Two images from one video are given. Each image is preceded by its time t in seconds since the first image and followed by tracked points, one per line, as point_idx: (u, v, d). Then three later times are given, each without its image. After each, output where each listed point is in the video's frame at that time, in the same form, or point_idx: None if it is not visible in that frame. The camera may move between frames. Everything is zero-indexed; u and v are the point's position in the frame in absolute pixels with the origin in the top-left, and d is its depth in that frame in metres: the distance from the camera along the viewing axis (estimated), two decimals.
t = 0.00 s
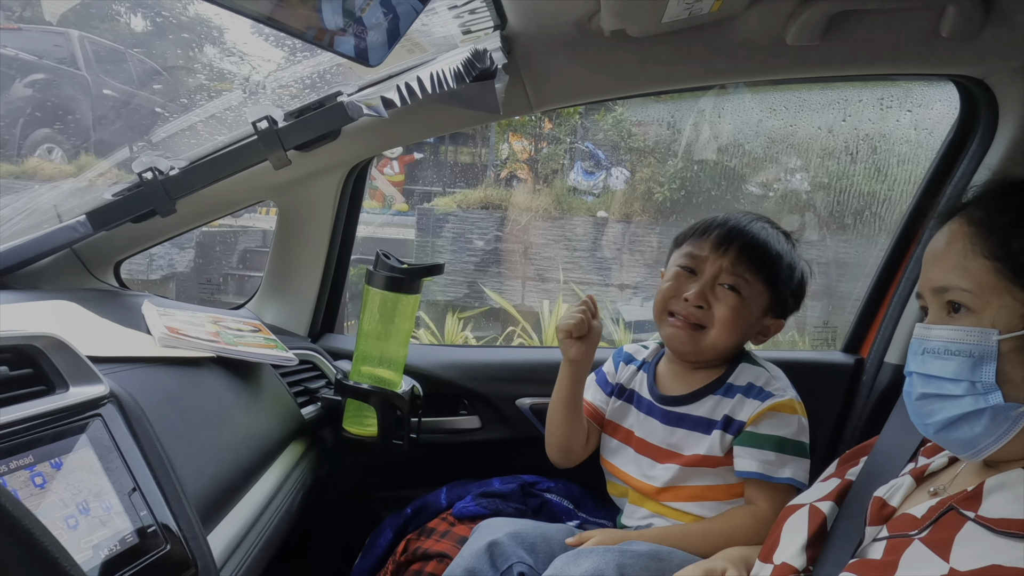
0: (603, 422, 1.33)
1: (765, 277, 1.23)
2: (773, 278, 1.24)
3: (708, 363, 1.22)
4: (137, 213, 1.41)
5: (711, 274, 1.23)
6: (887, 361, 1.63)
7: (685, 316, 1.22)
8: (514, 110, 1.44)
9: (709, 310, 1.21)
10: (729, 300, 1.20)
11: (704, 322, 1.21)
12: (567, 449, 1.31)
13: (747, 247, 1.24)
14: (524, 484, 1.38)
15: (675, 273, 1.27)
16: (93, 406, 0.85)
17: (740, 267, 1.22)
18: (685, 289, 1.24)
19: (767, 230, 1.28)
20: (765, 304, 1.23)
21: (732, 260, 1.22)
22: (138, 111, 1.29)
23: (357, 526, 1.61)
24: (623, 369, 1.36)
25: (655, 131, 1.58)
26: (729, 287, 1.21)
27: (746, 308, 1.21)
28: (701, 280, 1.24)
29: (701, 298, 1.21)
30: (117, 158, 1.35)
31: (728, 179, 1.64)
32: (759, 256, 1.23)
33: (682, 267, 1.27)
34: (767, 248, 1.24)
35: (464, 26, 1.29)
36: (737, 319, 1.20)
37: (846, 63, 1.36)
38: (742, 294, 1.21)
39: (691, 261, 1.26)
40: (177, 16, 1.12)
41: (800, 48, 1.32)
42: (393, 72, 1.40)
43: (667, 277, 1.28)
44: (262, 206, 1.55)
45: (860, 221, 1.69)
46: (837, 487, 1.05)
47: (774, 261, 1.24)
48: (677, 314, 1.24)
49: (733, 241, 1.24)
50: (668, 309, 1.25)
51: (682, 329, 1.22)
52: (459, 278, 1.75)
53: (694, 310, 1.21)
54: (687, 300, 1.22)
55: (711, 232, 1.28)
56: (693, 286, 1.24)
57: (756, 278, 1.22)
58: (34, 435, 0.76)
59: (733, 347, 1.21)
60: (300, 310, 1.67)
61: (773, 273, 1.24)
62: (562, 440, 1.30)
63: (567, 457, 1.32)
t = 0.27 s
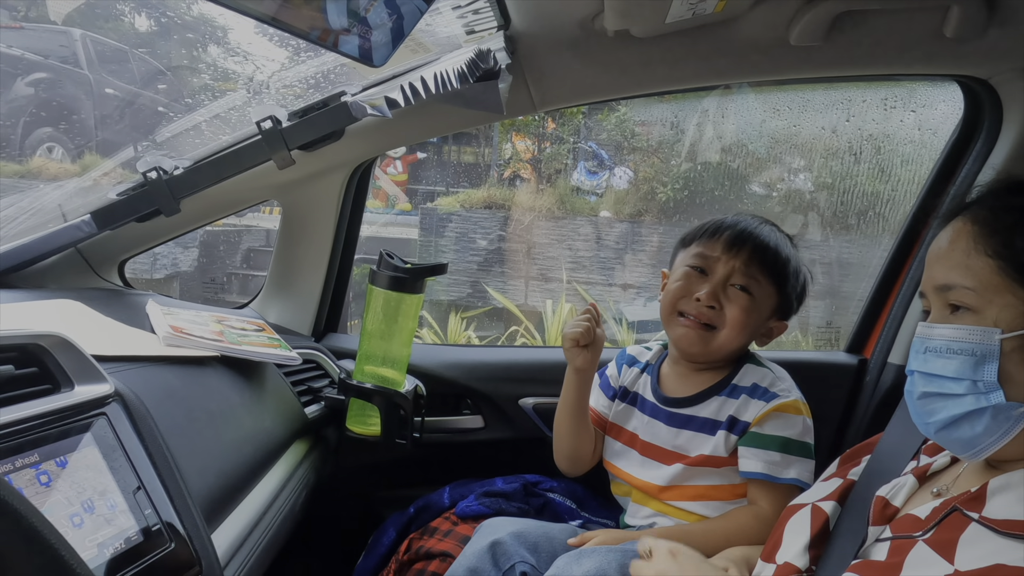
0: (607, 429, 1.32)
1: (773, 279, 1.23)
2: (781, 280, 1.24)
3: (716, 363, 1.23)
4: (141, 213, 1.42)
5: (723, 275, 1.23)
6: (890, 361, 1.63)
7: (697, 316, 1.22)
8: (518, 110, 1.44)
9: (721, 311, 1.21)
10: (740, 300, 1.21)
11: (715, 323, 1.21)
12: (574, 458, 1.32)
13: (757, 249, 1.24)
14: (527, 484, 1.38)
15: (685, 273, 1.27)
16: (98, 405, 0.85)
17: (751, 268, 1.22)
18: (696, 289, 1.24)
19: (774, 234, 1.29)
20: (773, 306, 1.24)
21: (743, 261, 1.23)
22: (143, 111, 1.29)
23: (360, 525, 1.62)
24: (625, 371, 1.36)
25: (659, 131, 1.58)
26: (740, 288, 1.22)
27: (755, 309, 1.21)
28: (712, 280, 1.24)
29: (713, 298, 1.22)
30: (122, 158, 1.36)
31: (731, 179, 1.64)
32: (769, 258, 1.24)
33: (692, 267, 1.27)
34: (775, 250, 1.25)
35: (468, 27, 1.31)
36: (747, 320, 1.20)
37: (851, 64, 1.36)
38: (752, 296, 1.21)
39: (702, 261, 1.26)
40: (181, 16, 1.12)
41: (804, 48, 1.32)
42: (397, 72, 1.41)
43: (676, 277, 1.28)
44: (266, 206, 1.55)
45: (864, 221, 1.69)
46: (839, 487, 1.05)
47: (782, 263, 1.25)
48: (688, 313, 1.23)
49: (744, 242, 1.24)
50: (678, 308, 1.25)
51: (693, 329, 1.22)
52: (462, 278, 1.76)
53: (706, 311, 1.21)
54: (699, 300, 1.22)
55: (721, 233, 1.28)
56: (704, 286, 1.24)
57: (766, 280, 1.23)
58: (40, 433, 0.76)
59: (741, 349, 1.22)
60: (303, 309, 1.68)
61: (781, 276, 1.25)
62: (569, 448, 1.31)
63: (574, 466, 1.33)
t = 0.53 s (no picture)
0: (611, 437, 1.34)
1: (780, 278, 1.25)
2: (786, 280, 1.26)
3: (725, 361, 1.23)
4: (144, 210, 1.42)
5: (733, 272, 1.23)
6: (893, 360, 1.62)
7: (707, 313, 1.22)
8: (520, 108, 1.44)
9: (731, 308, 1.21)
10: (749, 298, 1.22)
11: (726, 320, 1.21)
12: (585, 465, 1.38)
13: (766, 249, 1.25)
14: (528, 482, 1.38)
15: (694, 270, 1.27)
16: (100, 403, 0.85)
17: (760, 267, 1.23)
18: (706, 286, 1.25)
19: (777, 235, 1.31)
20: (779, 304, 1.25)
21: (752, 260, 1.24)
22: (145, 108, 1.29)
23: (362, 523, 1.62)
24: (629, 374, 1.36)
25: (661, 130, 1.58)
26: (750, 286, 1.22)
27: (763, 308, 1.22)
28: (722, 278, 1.24)
29: (723, 295, 1.22)
30: (124, 156, 1.36)
31: (734, 178, 1.64)
32: (777, 257, 1.25)
33: (700, 265, 1.27)
34: (780, 250, 1.26)
35: (470, 24, 1.30)
36: (756, 318, 1.21)
37: (854, 62, 1.35)
38: (760, 294, 1.22)
39: (710, 259, 1.27)
40: (184, 14, 1.13)
41: (808, 46, 1.31)
42: (399, 71, 1.42)
43: (685, 274, 1.28)
44: (268, 203, 1.55)
45: (866, 220, 1.68)
46: (842, 486, 1.05)
47: (787, 262, 1.26)
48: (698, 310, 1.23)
49: (752, 241, 1.25)
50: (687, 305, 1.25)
51: (704, 326, 1.22)
52: (464, 277, 1.75)
53: (717, 308, 1.22)
54: (710, 297, 1.22)
55: (728, 232, 1.29)
56: (714, 283, 1.24)
57: (773, 279, 1.24)
58: (41, 431, 0.76)
59: (748, 347, 1.22)
60: (305, 308, 1.68)
61: (786, 276, 1.26)
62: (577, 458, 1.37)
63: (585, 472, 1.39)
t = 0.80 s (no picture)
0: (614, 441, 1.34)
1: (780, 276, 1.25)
2: (786, 277, 1.26)
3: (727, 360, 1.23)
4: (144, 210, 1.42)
5: (731, 271, 1.24)
6: (893, 360, 1.62)
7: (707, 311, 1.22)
8: (521, 108, 1.44)
9: (730, 306, 1.21)
10: (748, 296, 1.22)
11: (725, 318, 1.21)
12: (595, 475, 1.34)
13: (763, 247, 1.25)
14: (529, 482, 1.38)
15: (693, 271, 1.28)
16: (101, 402, 0.85)
17: (759, 265, 1.24)
18: (705, 285, 1.25)
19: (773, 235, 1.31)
20: (779, 303, 1.25)
21: (751, 258, 1.24)
22: (145, 108, 1.29)
23: (362, 523, 1.62)
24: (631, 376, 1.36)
25: (661, 130, 1.58)
26: (748, 285, 1.23)
27: (763, 306, 1.22)
28: (721, 277, 1.24)
29: (722, 293, 1.22)
30: (124, 155, 1.36)
31: (734, 178, 1.64)
32: (775, 256, 1.25)
33: (699, 265, 1.28)
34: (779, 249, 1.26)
35: (470, 24, 1.30)
36: (756, 315, 1.21)
37: (854, 61, 1.35)
38: (759, 292, 1.22)
39: (708, 258, 1.27)
40: (184, 14, 1.13)
41: (809, 46, 1.31)
42: (399, 70, 1.41)
43: (684, 274, 1.28)
44: (269, 203, 1.55)
45: (867, 220, 1.68)
46: (842, 486, 1.05)
47: (787, 260, 1.26)
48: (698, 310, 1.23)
49: (750, 240, 1.26)
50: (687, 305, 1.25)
51: (704, 324, 1.22)
52: (465, 276, 1.75)
53: (716, 306, 1.22)
54: (709, 295, 1.23)
55: (725, 232, 1.29)
56: (713, 282, 1.24)
57: (772, 278, 1.24)
58: (42, 430, 0.76)
59: (749, 345, 1.22)
60: (306, 307, 1.68)
61: (785, 275, 1.26)
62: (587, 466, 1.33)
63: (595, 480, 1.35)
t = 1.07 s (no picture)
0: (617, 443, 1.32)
1: (759, 262, 1.23)
2: (769, 264, 1.24)
3: (711, 353, 1.22)
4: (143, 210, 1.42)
5: (701, 264, 1.25)
6: (893, 360, 1.62)
7: (680, 308, 1.23)
8: (521, 108, 1.44)
9: (701, 299, 1.22)
10: (720, 287, 1.22)
11: (697, 311, 1.22)
12: (602, 483, 1.34)
13: (736, 237, 1.25)
14: (528, 482, 1.38)
15: (671, 272, 1.30)
16: (100, 402, 0.85)
17: (729, 254, 1.23)
18: (679, 283, 1.26)
19: (758, 223, 1.29)
20: (764, 290, 1.23)
21: (720, 249, 1.24)
22: (145, 109, 1.29)
23: (362, 523, 1.62)
24: (632, 379, 1.36)
25: (661, 129, 1.58)
26: (719, 275, 1.22)
27: (739, 294, 1.21)
28: (693, 272, 1.25)
29: (692, 288, 1.23)
30: (124, 156, 1.36)
31: (734, 178, 1.64)
32: (751, 243, 1.24)
33: (676, 266, 1.30)
34: (757, 236, 1.25)
35: (470, 24, 1.30)
36: (731, 304, 1.20)
37: (854, 61, 1.35)
38: (734, 281, 1.22)
39: (683, 257, 1.29)
40: (184, 15, 1.13)
41: (808, 46, 1.31)
42: (399, 71, 1.42)
43: (663, 277, 1.31)
44: (268, 203, 1.55)
45: (867, 219, 1.68)
46: (842, 486, 1.05)
47: (769, 248, 1.24)
48: (673, 308, 1.24)
49: (721, 233, 1.26)
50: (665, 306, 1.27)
51: (678, 321, 1.23)
52: (465, 276, 1.76)
53: (687, 301, 1.23)
54: (679, 292, 1.24)
55: (703, 228, 1.30)
56: (685, 279, 1.26)
57: (748, 265, 1.22)
58: (41, 431, 0.76)
59: (733, 335, 1.21)
60: (306, 308, 1.68)
61: (768, 261, 1.24)
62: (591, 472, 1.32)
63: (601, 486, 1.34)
